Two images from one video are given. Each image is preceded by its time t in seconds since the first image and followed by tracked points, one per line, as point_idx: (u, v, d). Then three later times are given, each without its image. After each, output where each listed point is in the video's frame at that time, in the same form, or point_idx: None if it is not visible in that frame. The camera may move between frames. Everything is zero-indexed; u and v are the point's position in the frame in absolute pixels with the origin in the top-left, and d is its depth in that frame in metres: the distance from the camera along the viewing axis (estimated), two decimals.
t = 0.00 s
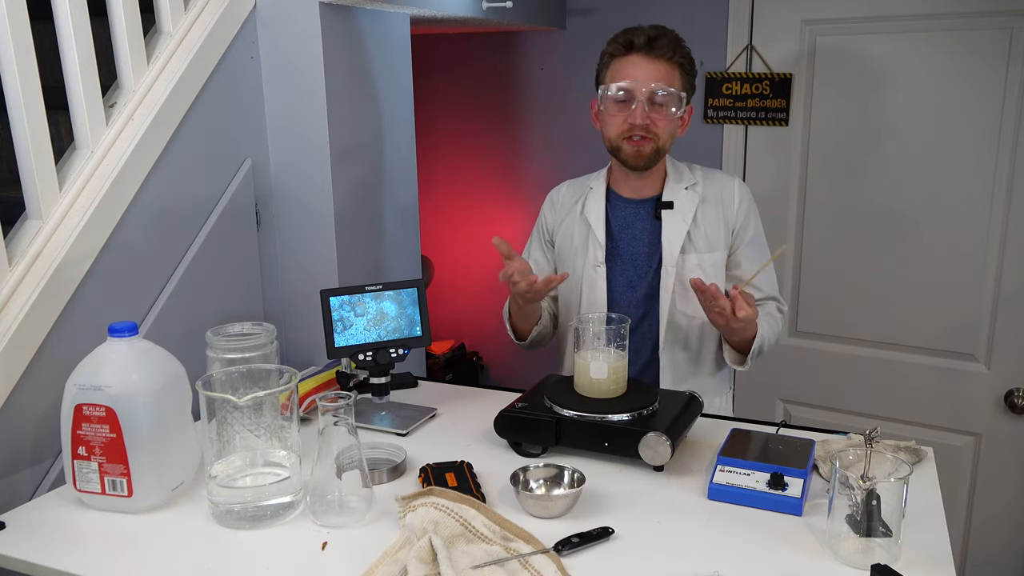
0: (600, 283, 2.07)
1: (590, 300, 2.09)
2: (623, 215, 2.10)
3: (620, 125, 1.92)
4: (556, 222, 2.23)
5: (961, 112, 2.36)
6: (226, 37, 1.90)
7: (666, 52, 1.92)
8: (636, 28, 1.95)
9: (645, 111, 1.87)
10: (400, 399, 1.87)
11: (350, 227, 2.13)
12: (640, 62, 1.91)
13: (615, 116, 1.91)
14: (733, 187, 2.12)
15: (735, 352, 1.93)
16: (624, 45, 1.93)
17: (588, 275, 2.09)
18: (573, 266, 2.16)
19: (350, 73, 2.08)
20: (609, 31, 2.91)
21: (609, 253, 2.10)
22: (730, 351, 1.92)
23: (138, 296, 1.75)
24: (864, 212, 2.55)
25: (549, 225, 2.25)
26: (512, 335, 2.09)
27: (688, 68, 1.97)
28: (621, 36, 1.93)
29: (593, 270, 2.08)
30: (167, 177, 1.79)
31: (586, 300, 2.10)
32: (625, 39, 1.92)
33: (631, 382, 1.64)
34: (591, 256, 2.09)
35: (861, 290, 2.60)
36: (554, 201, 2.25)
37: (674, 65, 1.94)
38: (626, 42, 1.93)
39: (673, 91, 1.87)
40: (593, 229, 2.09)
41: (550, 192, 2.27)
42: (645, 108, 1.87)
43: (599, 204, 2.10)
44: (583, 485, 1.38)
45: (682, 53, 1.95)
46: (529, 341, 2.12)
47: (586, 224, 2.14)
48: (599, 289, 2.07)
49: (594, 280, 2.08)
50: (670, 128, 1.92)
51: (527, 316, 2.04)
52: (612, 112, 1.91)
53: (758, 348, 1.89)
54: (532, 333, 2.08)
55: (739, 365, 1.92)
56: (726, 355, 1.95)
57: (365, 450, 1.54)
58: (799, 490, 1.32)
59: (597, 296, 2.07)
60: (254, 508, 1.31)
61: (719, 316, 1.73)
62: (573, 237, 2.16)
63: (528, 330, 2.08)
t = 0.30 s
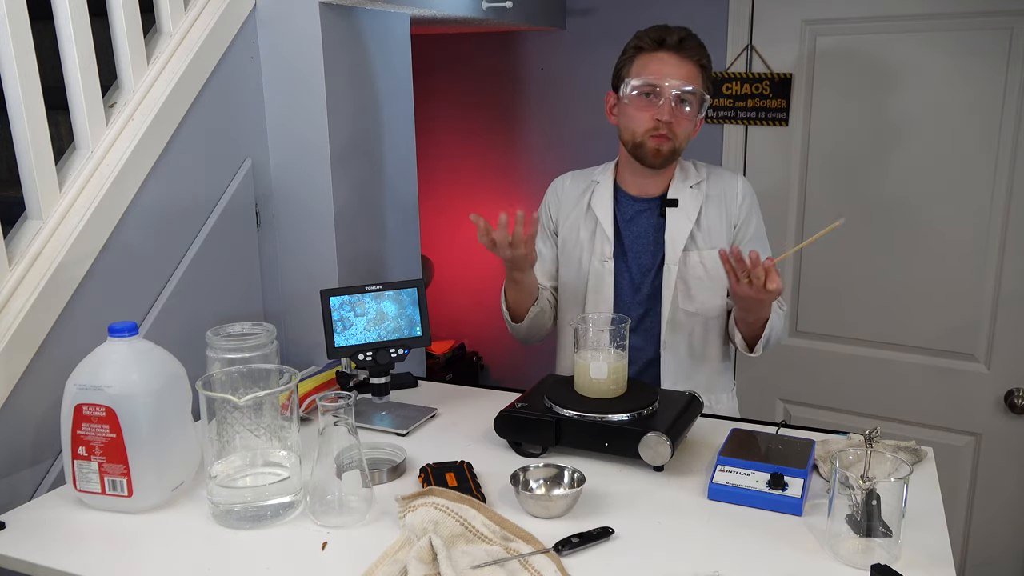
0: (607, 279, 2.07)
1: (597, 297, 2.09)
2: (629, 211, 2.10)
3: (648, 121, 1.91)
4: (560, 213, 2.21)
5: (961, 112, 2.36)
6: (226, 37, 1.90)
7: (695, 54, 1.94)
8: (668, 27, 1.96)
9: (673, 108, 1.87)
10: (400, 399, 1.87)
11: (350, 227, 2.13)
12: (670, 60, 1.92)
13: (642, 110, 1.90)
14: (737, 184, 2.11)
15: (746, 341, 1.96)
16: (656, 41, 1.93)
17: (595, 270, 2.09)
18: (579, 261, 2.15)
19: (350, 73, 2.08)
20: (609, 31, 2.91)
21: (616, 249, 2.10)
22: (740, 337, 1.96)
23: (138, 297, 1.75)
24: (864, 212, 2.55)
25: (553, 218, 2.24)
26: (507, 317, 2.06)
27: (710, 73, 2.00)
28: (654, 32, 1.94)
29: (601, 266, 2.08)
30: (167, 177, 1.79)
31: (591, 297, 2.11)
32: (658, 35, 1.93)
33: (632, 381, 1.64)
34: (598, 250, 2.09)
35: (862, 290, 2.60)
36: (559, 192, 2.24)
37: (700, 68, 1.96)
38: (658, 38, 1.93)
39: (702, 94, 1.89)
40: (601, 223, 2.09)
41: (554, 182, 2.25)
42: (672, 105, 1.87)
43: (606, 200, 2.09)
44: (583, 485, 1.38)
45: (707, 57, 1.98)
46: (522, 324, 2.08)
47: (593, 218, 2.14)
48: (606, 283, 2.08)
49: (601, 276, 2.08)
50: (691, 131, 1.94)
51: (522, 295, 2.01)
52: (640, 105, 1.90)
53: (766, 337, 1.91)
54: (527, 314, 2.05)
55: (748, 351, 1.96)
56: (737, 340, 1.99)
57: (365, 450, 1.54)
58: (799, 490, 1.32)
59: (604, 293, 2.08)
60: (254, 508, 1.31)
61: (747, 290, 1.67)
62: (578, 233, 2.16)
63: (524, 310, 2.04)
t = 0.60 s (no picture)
0: (608, 280, 2.07)
1: (598, 300, 2.09)
2: (638, 215, 2.10)
3: (649, 120, 1.92)
4: (563, 219, 2.21)
5: (960, 112, 2.36)
6: (226, 37, 1.90)
7: (698, 51, 1.94)
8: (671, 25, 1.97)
9: (676, 107, 1.88)
10: (400, 399, 1.87)
11: (350, 227, 2.13)
12: (673, 59, 1.93)
13: (644, 110, 1.91)
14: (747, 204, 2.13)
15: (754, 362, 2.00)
16: (658, 40, 1.94)
17: (596, 273, 2.09)
18: (581, 264, 2.15)
19: (350, 73, 2.08)
20: (609, 31, 2.91)
21: (617, 252, 2.09)
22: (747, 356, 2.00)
23: (138, 297, 1.75)
24: (865, 212, 2.55)
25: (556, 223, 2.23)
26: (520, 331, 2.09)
27: (715, 70, 2.00)
28: (655, 31, 1.95)
29: (601, 268, 2.08)
30: (167, 177, 1.79)
31: (592, 299, 2.10)
32: (659, 34, 1.94)
33: (632, 382, 1.64)
34: (599, 254, 2.09)
35: (862, 290, 2.60)
36: (562, 197, 2.24)
37: (704, 65, 1.96)
38: (660, 38, 1.94)
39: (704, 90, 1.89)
40: (604, 226, 2.09)
41: (557, 189, 2.26)
42: (674, 104, 1.88)
43: (610, 203, 2.10)
44: (583, 485, 1.38)
45: (711, 54, 1.97)
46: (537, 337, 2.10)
47: (595, 221, 2.14)
48: (607, 287, 2.07)
49: (602, 278, 2.08)
50: (696, 128, 1.94)
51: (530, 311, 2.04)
52: (642, 104, 1.91)
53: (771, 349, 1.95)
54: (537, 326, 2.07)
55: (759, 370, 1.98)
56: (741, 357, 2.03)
57: (366, 450, 1.54)
58: (799, 490, 1.32)
59: (605, 295, 2.07)
60: (254, 508, 1.31)
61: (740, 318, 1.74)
62: (581, 234, 2.16)
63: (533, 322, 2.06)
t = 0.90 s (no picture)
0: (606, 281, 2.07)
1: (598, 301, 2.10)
2: (640, 216, 2.10)
3: (634, 125, 1.91)
4: (564, 222, 2.22)
5: (960, 112, 2.36)
6: (226, 37, 1.90)
7: (678, 50, 1.92)
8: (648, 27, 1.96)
9: (658, 110, 1.86)
10: (400, 399, 1.87)
11: (350, 227, 2.13)
12: (652, 61, 1.92)
13: (629, 116, 1.90)
14: (748, 205, 2.13)
15: (726, 365, 2.02)
16: (636, 45, 1.94)
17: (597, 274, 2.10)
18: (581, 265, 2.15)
19: (350, 73, 2.08)
20: (609, 31, 2.91)
21: (619, 253, 2.10)
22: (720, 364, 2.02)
23: (138, 297, 1.75)
24: (865, 212, 2.55)
25: (560, 225, 2.22)
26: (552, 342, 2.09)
27: (701, 64, 1.96)
28: (632, 36, 1.95)
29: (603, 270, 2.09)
30: (167, 177, 1.79)
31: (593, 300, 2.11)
32: (636, 39, 1.93)
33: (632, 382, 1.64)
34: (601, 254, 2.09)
35: (862, 290, 2.60)
36: (564, 199, 2.24)
37: (687, 62, 1.93)
38: (637, 42, 1.94)
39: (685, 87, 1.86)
40: (605, 227, 2.09)
41: (559, 192, 2.26)
42: (657, 107, 1.86)
43: (612, 204, 2.10)
44: (583, 485, 1.38)
45: (693, 50, 1.94)
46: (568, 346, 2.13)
47: (597, 222, 2.13)
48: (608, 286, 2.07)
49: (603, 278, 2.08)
50: (684, 125, 1.91)
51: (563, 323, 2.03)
52: (625, 110, 1.90)
53: (749, 357, 1.96)
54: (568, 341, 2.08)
55: (731, 378, 2.02)
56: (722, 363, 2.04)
57: (366, 450, 1.54)
58: (799, 490, 1.32)
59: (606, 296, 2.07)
60: (254, 508, 1.31)
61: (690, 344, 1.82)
62: (581, 235, 2.15)
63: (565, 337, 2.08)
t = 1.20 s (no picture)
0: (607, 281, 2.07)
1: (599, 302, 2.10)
2: (637, 216, 2.11)
3: (627, 130, 1.91)
4: (563, 223, 2.21)
5: (960, 112, 2.36)
6: (226, 37, 1.90)
7: (667, 52, 1.91)
8: (637, 30, 1.94)
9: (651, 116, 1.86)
10: (400, 399, 1.87)
11: (350, 227, 2.13)
12: (641, 65, 1.91)
13: (622, 121, 1.91)
14: (744, 200, 2.13)
15: (732, 360, 2.01)
16: (625, 49, 1.92)
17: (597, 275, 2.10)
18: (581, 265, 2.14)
19: (350, 73, 2.08)
20: (609, 31, 2.91)
21: (617, 253, 2.10)
22: (725, 360, 2.02)
23: (138, 297, 1.75)
24: (864, 212, 2.55)
25: (558, 227, 2.22)
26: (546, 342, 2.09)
27: (691, 65, 1.95)
28: (621, 40, 1.93)
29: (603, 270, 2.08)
30: (167, 177, 1.79)
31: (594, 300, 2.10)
32: (625, 43, 1.92)
33: (632, 382, 1.64)
34: (600, 255, 2.09)
35: (862, 290, 2.60)
36: (561, 200, 2.24)
37: (677, 64, 1.92)
38: (626, 45, 1.92)
39: (676, 91, 1.85)
40: (603, 227, 2.09)
41: (557, 193, 2.26)
42: (650, 113, 1.86)
43: (610, 205, 2.10)
44: (583, 485, 1.38)
45: (683, 51, 1.93)
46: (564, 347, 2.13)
47: (596, 223, 2.13)
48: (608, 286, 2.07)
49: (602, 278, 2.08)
50: (676, 129, 1.90)
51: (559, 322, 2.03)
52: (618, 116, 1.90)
53: (754, 354, 1.95)
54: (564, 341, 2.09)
55: (736, 372, 2.02)
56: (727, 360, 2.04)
57: (366, 450, 1.54)
58: (799, 490, 1.32)
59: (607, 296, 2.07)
60: (254, 508, 1.31)
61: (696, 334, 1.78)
62: (580, 235, 2.15)
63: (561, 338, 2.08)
